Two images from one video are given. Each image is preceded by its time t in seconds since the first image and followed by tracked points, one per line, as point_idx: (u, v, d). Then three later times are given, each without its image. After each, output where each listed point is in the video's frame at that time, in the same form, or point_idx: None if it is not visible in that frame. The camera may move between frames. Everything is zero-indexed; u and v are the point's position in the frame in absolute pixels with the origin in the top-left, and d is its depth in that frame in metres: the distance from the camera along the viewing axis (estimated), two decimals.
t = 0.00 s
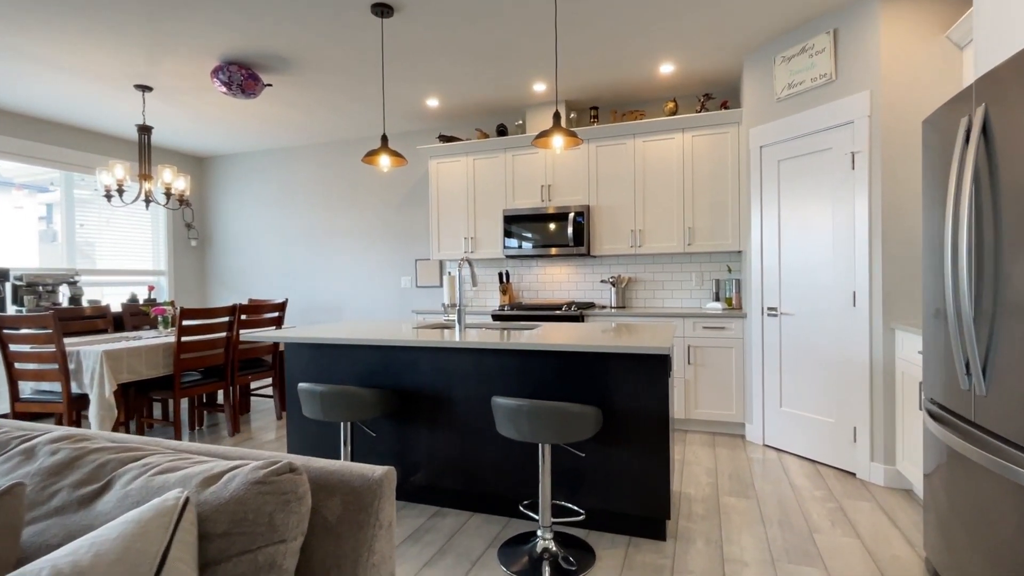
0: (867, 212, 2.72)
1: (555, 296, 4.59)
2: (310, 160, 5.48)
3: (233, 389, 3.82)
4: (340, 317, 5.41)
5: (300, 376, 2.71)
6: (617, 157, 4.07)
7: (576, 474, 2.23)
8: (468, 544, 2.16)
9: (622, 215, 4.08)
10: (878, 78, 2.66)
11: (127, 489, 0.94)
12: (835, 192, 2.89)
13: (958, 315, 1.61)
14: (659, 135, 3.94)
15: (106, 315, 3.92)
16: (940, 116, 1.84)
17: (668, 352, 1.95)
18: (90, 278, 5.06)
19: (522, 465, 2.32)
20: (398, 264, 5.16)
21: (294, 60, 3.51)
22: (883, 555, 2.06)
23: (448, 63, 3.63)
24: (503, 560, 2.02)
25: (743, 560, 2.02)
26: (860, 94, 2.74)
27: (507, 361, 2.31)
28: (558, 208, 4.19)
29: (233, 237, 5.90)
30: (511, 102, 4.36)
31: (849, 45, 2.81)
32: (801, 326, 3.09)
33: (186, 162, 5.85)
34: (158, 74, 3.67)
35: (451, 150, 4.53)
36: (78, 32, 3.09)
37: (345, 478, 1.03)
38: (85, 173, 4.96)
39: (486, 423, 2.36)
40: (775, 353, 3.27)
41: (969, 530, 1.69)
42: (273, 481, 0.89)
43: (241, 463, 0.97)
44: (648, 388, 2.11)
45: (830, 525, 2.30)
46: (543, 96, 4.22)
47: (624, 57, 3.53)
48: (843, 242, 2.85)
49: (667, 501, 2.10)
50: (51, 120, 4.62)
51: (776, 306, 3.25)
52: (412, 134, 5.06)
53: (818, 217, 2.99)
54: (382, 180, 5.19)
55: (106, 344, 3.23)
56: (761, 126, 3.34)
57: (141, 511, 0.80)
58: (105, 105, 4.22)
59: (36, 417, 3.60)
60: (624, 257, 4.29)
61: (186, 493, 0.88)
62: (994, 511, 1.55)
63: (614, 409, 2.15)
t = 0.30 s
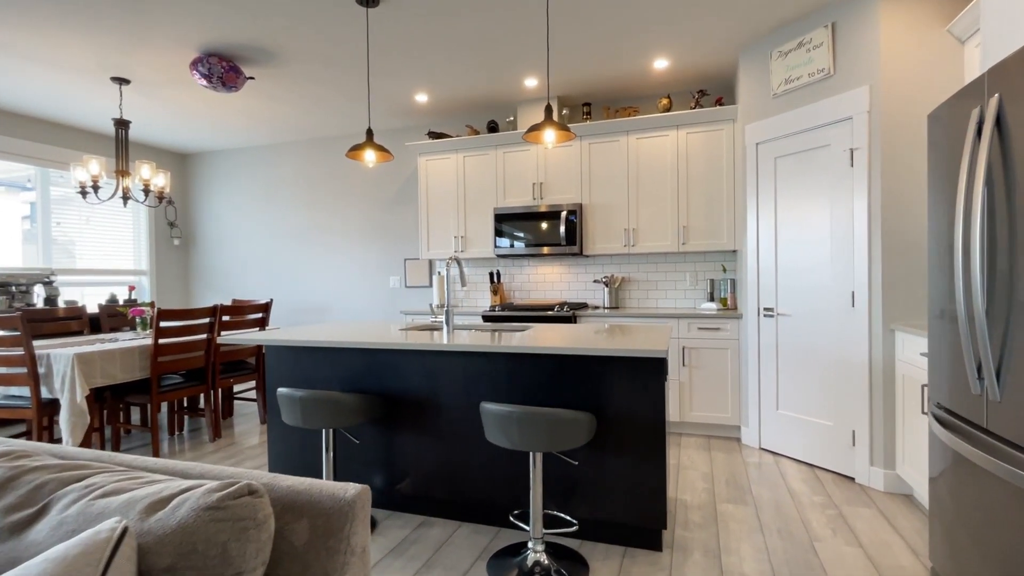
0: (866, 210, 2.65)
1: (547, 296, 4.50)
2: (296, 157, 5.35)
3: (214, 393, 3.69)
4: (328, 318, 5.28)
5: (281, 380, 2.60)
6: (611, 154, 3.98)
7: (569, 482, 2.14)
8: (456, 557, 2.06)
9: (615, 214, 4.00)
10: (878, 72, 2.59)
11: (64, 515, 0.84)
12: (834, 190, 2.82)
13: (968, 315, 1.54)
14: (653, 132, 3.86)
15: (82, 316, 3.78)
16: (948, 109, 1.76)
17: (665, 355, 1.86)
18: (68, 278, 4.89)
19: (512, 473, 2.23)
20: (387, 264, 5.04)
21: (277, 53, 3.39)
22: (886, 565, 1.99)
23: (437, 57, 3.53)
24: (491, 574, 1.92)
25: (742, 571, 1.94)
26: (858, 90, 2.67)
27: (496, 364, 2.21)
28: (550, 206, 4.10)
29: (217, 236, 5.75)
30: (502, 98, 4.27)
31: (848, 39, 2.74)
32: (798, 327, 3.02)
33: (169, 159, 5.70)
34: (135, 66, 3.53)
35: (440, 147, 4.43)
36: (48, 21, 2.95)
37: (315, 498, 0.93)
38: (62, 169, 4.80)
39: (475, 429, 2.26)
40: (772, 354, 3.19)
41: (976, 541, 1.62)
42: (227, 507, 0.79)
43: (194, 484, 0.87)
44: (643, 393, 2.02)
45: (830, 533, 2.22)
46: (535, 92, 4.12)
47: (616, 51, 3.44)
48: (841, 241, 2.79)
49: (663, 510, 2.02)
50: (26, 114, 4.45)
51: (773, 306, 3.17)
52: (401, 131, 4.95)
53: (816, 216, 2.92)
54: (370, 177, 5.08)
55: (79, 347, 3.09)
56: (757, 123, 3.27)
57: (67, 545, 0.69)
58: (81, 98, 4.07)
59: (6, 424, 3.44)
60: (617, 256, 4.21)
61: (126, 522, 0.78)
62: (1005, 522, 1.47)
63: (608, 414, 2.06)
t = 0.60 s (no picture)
0: (870, 208, 2.58)
1: (541, 296, 4.40)
2: (283, 153, 5.21)
3: (195, 396, 3.55)
4: (315, 319, 5.15)
5: (263, 384, 2.48)
6: (606, 151, 3.89)
7: (566, 491, 2.04)
8: (446, 571, 1.96)
9: (611, 212, 3.91)
10: (882, 66, 2.52)
11: None
12: (836, 187, 2.74)
13: (988, 316, 1.46)
14: (650, 128, 3.77)
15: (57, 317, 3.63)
16: (962, 101, 1.68)
17: (666, 359, 1.77)
18: (45, 278, 4.72)
19: (506, 482, 2.12)
20: (377, 263, 4.92)
21: (261, 44, 3.26)
22: None
23: (427, 49, 3.42)
24: None
25: None
26: (862, 84, 2.60)
27: (489, 368, 2.11)
28: (544, 204, 4.00)
29: (201, 234, 5.60)
30: (495, 93, 4.17)
31: (851, 32, 2.66)
32: (799, 328, 2.95)
33: (151, 155, 5.54)
34: (112, 57, 3.39)
35: (431, 143, 4.32)
36: (18, 7, 2.81)
37: (284, 526, 0.83)
38: (39, 165, 4.63)
39: (467, 436, 2.15)
40: (772, 355, 3.12)
41: (990, 552, 1.54)
42: (176, 540, 0.68)
43: (143, 511, 0.76)
44: (643, 398, 1.93)
45: (836, 543, 2.14)
46: (528, 87, 4.02)
47: (612, 45, 3.35)
48: (843, 239, 2.71)
49: (664, 521, 1.92)
50: None
51: (773, 306, 3.10)
52: (391, 127, 4.83)
53: (817, 214, 2.84)
54: (359, 174, 4.96)
55: (50, 350, 2.95)
56: (756, 119, 3.20)
57: None
58: (56, 90, 3.91)
59: None
60: (612, 256, 4.12)
61: (55, 561, 0.66)
62: None
63: (606, 420, 1.97)
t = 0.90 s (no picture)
0: (873, 205, 2.50)
1: (533, 296, 4.30)
2: (269, 149, 5.07)
3: (174, 401, 3.41)
4: (302, 320, 5.01)
5: (243, 390, 2.35)
6: (600, 148, 3.80)
7: (561, 502, 1.94)
8: None
9: (605, 210, 3.81)
10: (886, 60, 2.44)
11: None
12: (838, 184, 2.67)
13: (1011, 318, 1.37)
14: (645, 125, 3.69)
15: (28, 319, 3.48)
16: (979, 92, 1.60)
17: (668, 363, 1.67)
18: (19, 278, 4.52)
19: (499, 493, 2.02)
20: (365, 263, 4.80)
21: (243, 34, 3.13)
22: None
23: (417, 42, 3.30)
24: None
25: None
26: (865, 79, 2.53)
27: (481, 373, 2.00)
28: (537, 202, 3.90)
29: (184, 233, 5.43)
30: (487, 88, 4.06)
31: (853, 25, 2.59)
32: (799, 329, 2.87)
33: (131, 151, 5.37)
34: (86, 46, 3.24)
35: (421, 139, 4.20)
36: None
37: (243, 563, 0.72)
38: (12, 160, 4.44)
39: (457, 444, 2.05)
40: (771, 357, 3.04)
41: (1006, 565, 1.46)
42: None
43: (74, 551, 0.65)
44: (643, 404, 1.83)
45: (843, 553, 2.06)
46: (521, 81, 3.92)
47: (608, 39, 3.26)
48: (845, 238, 2.64)
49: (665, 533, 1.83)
50: None
51: (772, 307, 3.02)
52: (380, 122, 4.71)
53: (818, 212, 2.77)
54: (347, 172, 4.83)
55: (18, 353, 2.80)
56: (755, 115, 3.12)
57: None
58: (28, 82, 3.74)
59: None
60: (607, 255, 4.03)
61: None
62: None
63: (604, 427, 1.87)
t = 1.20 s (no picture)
0: (875, 203, 2.42)
1: (525, 297, 4.19)
2: (252, 145, 4.91)
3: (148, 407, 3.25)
4: (287, 321, 4.86)
5: (217, 396, 2.22)
6: (593, 144, 3.70)
7: (554, 515, 1.83)
8: None
9: (598, 208, 3.71)
10: (889, 52, 2.36)
11: None
12: (839, 181, 2.58)
13: None
14: (640, 120, 3.59)
15: None
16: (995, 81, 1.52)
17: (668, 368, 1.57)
18: None
19: (488, 506, 1.90)
20: (351, 262, 4.66)
21: (220, 22, 2.99)
22: None
23: (403, 33, 3.18)
24: None
25: None
26: (867, 72, 2.44)
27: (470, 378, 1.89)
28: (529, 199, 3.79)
29: (164, 231, 5.26)
30: (476, 82, 3.94)
31: (855, 16, 2.50)
32: (798, 330, 2.79)
33: (108, 147, 5.19)
34: (55, 34, 3.08)
35: (409, 135, 4.08)
36: None
37: None
38: None
39: (444, 453, 1.93)
40: (769, 359, 2.96)
41: None
42: None
43: None
44: (641, 411, 1.73)
45: (848, 565, 1.97)
46: (512, 75, 3.81)
47: (601, 31, 3.16)
48: (846, 237, 2.56)
49: (664, 549, 1.72)
50: None
51: (770, 308, 2.94)
52: (367, 118, 4.58)
53: (818, 210, 2.68)
54: (333, 168, 4.69)
55: None
56: (752, 110, 3.04)
57: None
58: None
59: None
60: (600, 254, 3.93)
61: None
62: None
63: (600, 436, 1.76)
